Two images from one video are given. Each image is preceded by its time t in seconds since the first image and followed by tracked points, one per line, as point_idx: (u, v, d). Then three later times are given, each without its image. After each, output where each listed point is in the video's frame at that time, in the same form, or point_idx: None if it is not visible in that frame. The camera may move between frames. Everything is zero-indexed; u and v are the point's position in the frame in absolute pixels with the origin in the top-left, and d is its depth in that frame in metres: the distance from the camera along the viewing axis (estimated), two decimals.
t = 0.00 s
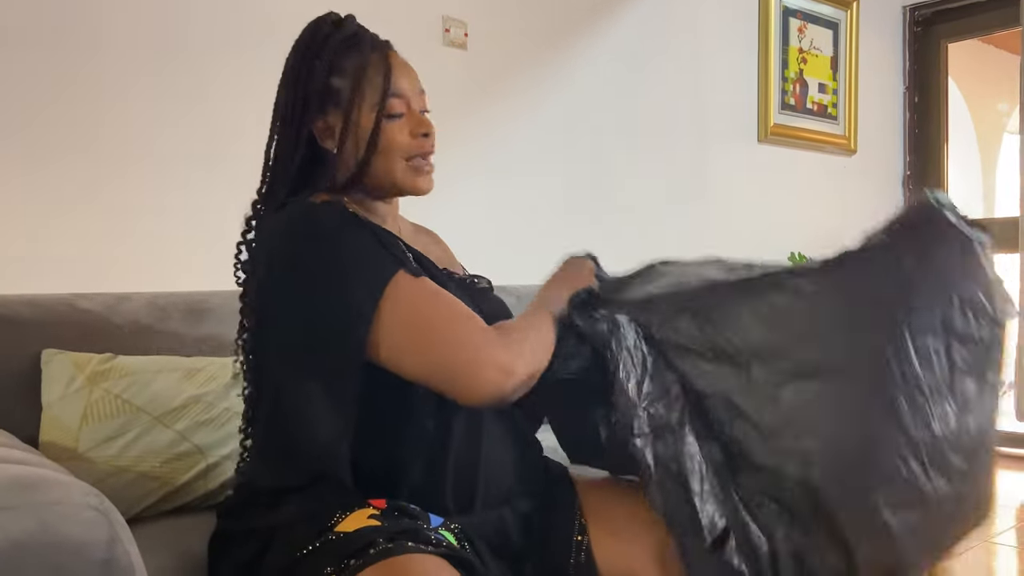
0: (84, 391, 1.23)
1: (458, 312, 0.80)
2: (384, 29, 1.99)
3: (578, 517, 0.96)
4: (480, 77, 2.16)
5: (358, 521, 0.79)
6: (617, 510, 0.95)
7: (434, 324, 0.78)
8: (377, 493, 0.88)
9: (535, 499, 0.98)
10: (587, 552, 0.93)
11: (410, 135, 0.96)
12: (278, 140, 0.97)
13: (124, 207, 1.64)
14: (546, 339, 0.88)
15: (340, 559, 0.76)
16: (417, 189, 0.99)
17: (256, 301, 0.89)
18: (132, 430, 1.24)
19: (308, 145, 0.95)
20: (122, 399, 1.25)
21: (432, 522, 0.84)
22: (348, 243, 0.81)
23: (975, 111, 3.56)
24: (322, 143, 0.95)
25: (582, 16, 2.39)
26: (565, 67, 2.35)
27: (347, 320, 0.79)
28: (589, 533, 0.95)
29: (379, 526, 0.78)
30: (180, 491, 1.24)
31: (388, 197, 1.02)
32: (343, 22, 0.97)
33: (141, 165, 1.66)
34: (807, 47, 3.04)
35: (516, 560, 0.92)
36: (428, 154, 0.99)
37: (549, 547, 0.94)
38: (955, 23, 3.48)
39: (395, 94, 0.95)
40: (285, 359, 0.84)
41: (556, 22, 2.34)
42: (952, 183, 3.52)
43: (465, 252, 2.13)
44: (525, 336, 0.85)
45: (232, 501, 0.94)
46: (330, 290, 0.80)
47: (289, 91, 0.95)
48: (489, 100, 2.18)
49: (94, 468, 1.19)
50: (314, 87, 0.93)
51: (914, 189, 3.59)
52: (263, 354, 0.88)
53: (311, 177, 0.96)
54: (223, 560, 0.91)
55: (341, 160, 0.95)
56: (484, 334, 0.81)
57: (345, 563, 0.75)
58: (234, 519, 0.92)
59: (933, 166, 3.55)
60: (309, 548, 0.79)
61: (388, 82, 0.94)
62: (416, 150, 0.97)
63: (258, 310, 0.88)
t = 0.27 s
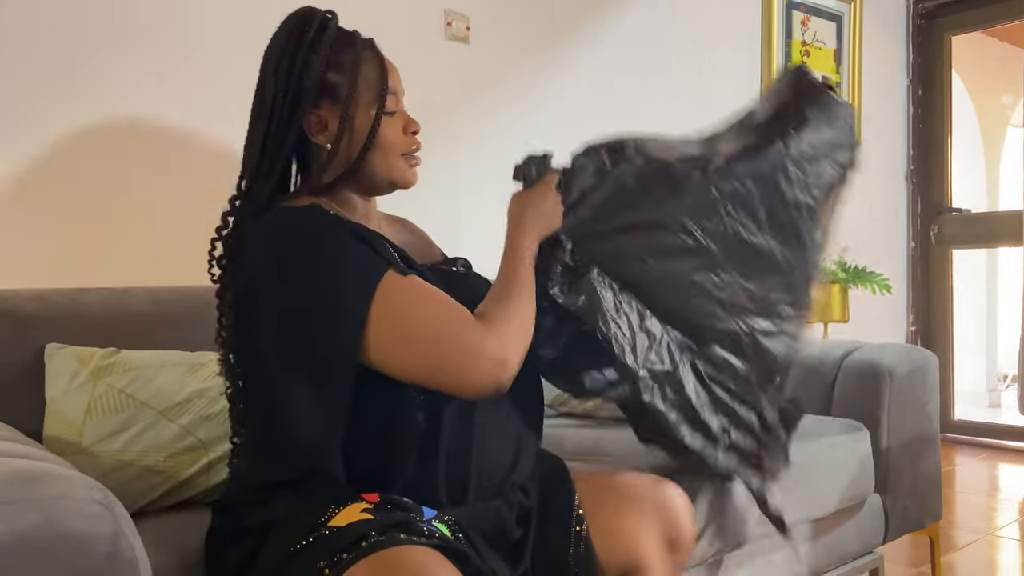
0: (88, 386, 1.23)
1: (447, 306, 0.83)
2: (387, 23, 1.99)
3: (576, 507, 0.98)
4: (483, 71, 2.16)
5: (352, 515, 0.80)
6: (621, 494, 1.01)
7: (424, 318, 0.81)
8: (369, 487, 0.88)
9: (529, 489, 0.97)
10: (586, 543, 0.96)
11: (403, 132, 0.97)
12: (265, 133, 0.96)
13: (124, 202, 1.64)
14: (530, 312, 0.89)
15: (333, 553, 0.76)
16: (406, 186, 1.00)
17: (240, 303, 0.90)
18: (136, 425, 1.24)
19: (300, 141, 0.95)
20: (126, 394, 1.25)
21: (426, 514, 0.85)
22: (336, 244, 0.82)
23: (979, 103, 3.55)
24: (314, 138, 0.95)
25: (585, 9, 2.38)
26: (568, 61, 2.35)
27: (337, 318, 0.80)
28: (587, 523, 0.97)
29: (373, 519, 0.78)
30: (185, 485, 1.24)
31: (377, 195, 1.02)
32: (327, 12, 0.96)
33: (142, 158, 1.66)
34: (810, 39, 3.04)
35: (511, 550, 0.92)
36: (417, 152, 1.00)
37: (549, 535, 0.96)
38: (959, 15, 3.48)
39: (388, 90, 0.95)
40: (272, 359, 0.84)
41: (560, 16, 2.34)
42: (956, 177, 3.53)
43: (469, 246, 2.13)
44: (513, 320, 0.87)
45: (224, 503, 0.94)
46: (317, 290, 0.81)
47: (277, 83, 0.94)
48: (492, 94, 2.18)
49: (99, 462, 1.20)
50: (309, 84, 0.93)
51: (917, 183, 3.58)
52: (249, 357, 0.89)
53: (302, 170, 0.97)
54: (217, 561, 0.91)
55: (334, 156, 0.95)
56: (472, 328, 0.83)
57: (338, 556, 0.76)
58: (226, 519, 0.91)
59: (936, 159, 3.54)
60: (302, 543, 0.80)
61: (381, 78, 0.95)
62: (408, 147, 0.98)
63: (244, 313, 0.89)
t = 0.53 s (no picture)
0: (93, 380, 1.24)
1: (453, 307, 0.84)
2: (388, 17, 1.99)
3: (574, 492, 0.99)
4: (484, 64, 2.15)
5: (354, 506, 0.81)
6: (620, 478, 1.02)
7: (431, 320, 0.82)
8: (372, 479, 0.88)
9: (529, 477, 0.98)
10: (586, 526, 0.97)
11: (397, 132, 0.98)
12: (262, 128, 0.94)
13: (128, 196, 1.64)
14: (535, 310, 0.90)
15: (338, 543, 0.77)
16: (394, 185, 1.01)
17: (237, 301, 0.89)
18: (141, 419, 1.25)
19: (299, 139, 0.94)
20: (130, 388, 1.25)
21: (427, 503, 0.86)
22: (341, 246, 0.83)
23: (983, 95, 3.55)
24: (314, 134, 0.94)
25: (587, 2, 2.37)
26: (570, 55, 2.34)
27: (343, 320, 0.80)
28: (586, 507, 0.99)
29: (375, 510, 0.79)
30: (189, 479, 1.25)
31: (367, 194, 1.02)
32: (330, 9, 0.95)
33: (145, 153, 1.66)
34: (814, 31, 3.02)
35: (512, 536, 0.93)
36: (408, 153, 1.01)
37: (550, 522, 0.97)
38: (962, 7, 3.46)
39: (387, 91, 0.96)
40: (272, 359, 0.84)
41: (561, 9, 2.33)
42: (960, 169, 3.52)
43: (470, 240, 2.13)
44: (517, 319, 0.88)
45: (220, 501, 0.93)
46: (321, 291, 0.81)
47: (280, 78, 0.92)
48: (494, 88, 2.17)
49: (104, 457, 1.20)
50: (314, 79, 0.92)
51: (922, 175, 3.56)
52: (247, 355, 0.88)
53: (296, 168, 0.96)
54: (217, 559, 0.89)
55: (332, 154, 0.95)
56: (474, 330, 0.85)
57: (343, 546, 0.76)
58: (224, 515, 0.91)
59: (941, 152, 3.52)
60: (307, 534, 0.80)
61: (381, 78, 0.96)
62: (402, 148, 0.99)
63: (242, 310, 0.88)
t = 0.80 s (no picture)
0: (98, 375, 1.24)
1: (443, 331, 0.81)
2: (390, 10, 1.98)
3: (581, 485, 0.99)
4: (487, 57, 2.15)
5: (362, 497, 0.81)
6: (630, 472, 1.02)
7: (416, 345, 0.80)
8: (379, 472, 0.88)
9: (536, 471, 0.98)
10: (591, 519, 0.97)
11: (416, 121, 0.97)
12: (280, 121, 0.92)
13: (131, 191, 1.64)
14: (536, 333, 0.86)
15: (347, 532, 0.77)
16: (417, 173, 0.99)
17: (244, 300, 0.90)
18: (146, 414, 1.25)
19: (319, 132, 0.92)
20: (135, 383, 1.26)
21: (434, 495, 0.86)
22: (341, 248, 0.83)
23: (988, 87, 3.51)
24: (334, 126, 0.92)
25: None
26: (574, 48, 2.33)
27: (336, 325, 0.80)
28: (591, 498, 0.99)
29: (384, 501, 0.80)
30: (195, 473, 1.25)
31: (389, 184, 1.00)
32: (344, 8, 0.94)
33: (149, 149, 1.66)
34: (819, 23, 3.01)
35: (518, 531, 0.93)
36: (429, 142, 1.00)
37: (556, 517, 0.97)
38: None
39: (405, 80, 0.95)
40: (275, 360, 0.85)
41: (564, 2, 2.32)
42: (966, 161, 3.51)
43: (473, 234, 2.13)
44: (512, 344, 0.84)
45: (228, 495, 0.93)
46: (318, 295, 0.81)
47: (301, 69, 0.90)
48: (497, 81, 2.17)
49: (110, 451, 1.20)
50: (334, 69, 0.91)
51: (928, 167, 3.55)
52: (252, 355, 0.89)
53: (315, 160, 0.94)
54: (223, 552, 0.90)
55: (354, 144, 0.93)
56: (461, 357, 0.82)
57: (353, 536, 0.77)
58: (231, 508, 0.91)
59: (946, 144, 3.52)
60: (315, 524, 0.81)
61: (398, 68, 0.95)
62: (423, 136, 0.98)
63: (248, 309, 0.89)
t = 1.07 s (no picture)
0: (104, 369, 1.24)
1: (444, 340, 0.78)
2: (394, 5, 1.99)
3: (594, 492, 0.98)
4: (489, 52, 2.17)
5: (356, 490, 0.81)
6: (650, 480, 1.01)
7: (411, 349, 0.77)
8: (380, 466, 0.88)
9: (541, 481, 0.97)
10: (606, 528, 0.96)
11: (467, 114, 0.95)
12: (330, 112, 0.94)
13: (135, 186, 1.65)
14: (548, 357, 0.82)
15: (337, 527, 0.77)
16: (465, 165, 0.97)
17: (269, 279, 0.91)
18: (151, 408, 1.25)
19: (366, 120, 0.93)
20: (140, 377, 1.26)
21: (432, 490, 0.86)
22: (351, 233, 0.82)
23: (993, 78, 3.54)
24: (381, 116, 0.92)
25: None
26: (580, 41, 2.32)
27: (335, 310, 0.79)
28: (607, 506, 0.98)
29: (377, 495, 0.79)
30: (200, 467, 1.25)
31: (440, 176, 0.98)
32: None
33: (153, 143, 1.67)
34: (824, 14, 3.05)
35: (521, 532, 0.93)
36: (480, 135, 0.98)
37: (565, 521, 0.97)
38: None
39: (456, 71, 0.93)
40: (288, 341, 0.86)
41: None
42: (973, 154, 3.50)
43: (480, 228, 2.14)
44: (516, 363, 0.80)
45: (238, 481, 0.95)
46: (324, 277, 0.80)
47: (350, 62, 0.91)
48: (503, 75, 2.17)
49: (116, 445, 1.20)
50: (382, 58, 0.90)
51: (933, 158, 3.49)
52: (268, 335, 0.90)
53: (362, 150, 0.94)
54: (228, 541, 0.91)
55: (399, 134, 0.92)
56: (457, 372, 0.78)
57: (341, 532, 0.76)
58: (237, 496, 0.93)
59: (953, 137, 3.51)
60: (310, 515, 0.81)
61: (451, 59, 0.93)
62: (472, 129, 0.96)
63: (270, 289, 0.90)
